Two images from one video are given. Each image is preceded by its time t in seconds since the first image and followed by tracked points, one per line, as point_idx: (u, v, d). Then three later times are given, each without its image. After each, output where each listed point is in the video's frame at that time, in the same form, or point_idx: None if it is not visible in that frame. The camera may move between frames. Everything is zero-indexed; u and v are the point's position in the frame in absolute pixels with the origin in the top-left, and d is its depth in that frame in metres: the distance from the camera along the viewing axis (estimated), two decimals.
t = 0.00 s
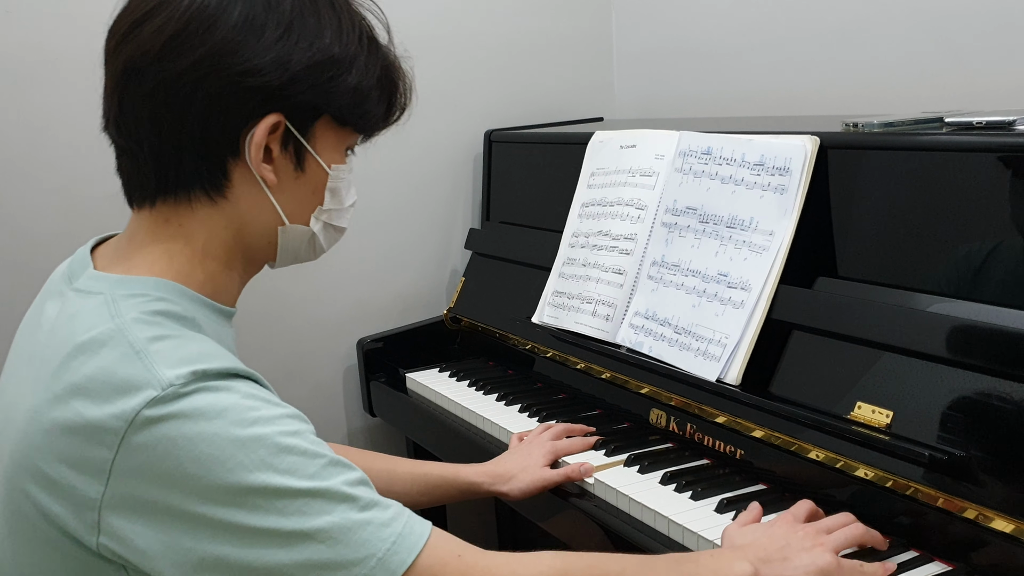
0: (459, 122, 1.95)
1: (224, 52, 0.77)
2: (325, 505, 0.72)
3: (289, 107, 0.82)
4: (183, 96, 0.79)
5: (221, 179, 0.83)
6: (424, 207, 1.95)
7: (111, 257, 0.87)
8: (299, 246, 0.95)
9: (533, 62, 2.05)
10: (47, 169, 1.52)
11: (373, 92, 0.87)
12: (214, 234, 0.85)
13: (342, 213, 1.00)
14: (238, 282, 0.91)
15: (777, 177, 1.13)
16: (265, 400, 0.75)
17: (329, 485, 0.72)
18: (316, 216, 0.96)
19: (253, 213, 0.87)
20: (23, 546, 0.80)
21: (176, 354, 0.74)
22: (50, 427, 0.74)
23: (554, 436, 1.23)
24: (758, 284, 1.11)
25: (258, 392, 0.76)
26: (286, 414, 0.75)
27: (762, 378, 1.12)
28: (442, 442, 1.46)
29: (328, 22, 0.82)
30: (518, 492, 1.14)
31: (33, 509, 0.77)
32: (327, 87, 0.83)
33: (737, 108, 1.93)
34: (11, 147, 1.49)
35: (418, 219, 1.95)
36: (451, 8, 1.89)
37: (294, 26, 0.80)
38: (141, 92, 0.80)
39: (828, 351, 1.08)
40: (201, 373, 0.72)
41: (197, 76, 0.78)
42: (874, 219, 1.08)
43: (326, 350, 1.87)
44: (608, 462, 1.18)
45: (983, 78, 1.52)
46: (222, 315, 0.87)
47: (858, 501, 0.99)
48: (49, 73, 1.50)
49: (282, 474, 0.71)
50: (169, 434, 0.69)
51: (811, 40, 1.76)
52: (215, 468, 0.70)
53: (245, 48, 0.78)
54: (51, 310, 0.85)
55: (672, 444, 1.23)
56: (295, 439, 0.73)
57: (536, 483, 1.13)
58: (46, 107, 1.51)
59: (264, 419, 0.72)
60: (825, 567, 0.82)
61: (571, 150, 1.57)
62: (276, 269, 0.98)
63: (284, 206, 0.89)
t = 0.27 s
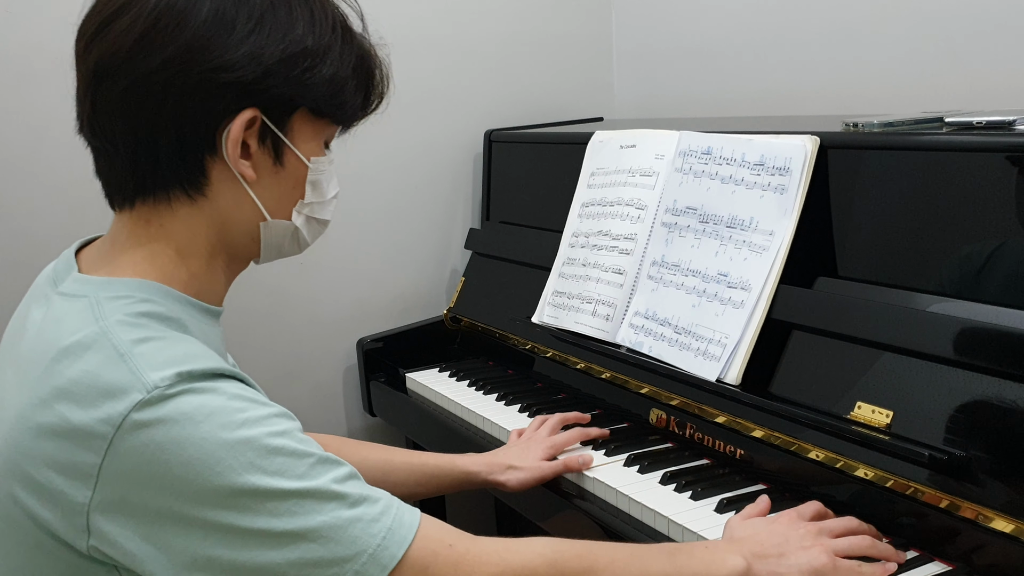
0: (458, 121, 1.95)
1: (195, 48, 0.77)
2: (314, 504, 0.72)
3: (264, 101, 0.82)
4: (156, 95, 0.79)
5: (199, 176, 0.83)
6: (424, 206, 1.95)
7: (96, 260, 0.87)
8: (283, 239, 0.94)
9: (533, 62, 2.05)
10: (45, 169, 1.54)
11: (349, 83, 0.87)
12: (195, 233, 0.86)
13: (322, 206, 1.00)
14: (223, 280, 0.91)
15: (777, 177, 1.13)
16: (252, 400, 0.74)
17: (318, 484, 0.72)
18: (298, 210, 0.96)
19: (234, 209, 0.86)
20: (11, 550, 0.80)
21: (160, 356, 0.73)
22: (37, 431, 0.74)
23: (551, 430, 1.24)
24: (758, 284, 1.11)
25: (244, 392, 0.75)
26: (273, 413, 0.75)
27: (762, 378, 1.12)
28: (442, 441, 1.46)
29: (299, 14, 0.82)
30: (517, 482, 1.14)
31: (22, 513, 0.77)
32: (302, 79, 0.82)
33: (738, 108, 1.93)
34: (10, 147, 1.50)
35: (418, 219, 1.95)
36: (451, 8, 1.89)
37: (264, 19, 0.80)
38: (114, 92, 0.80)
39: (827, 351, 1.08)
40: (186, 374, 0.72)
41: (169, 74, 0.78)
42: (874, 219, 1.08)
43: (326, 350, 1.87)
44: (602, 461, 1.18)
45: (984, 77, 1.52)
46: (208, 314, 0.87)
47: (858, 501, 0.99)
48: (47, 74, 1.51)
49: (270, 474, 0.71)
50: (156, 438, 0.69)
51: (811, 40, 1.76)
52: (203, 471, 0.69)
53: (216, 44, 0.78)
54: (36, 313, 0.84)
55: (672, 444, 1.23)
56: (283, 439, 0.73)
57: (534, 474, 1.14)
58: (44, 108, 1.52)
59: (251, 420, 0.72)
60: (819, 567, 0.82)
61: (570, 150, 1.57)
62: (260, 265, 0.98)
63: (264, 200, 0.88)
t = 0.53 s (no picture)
0: (457, 121, 1.95)
1: (183, 46, 0.77)
2: (309, 499, 0.72)
3: (253, 99, 0.82)
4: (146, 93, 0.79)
5: (190, 175, 0.83)
6: (423, 205, 1.95)
7: (89, 260, 0.87)
8: (275, 236, 0.95)
9: (534, 62, 2.05)
10: (44, 169, 1.55)
11: (337, 78, 0.87)
12: (186, 232, 0.85)
13: (314, 202, 1.00)
14: (216, 278, 0.91)
15: (777, 177, 1.12)
16: (245, 397, 0.74)
17: (313, 479, 0.72)
18: (289, 208, 0.96)
19: (226, 207, 0.87)
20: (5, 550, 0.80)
21: (153, 354, 0.73)
22: (31, 431, 0.74)
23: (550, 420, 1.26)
24: (758, 284, 1.11)
25: (237, 388, 0.75)
26: (267, 409, 0.75)
27: (762, 378, 1.12)
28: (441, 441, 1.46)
29: (286, 10, 0.82)
30: (519, 471, 1.16)
31: (16, 514, 0.77)
32: (290, 75, 0.82)
33: (739, 107, 1.92)
34: (10, 147, 1.51)
35: (417, 218, 1.94)
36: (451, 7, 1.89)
37: (252, 15, 0.80)
38: (103, 91, 0.80)
39: (827, 350, 1.08)
40: (179, 372, 0.72)
41: (158, 72, 0.78)
42: (874, 219, 1.08)
43: (326, 350, 1.87)
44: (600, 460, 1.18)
45: (986, 77, 1.52)
46: (201, 312, 0.87)
47: (858, 501, 0.98)
48: (46, 75, 1.53)
49: (265, 470, 0.71)
50: (150, 436, 0.69)
51: (811, 39, 1.75)
52: (197, 468, 0.69)
53: (204, 41, 0.78)
54: (29, 313, 0.84)
55: (672, 444, 1.23)
56: (276, 435, 0.73)
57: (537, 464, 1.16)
58: (43, 109, 1.53)
59: (244, 417, 0.72)
60: (816, 564, 0.82)
61: (570, 150, 1.57)
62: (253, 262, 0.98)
63: (255, 197, 0.89)
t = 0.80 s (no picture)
0: (457, 121, 1.94)
1: (189, 49, 0.77)
2: (307, 497, 0.72)
3: (258, 104, 0.82)
4: (150, 94, 0.79)
5: (193, 176, 0.83)
6: (423, 206, 1.94)
7: (90, 260, 0.87)
8: (277, 241, 0.95)
9: (533, 62, 2.04)
10: (44, 167, 1.53)
11: (344, 85, 0.87)
12: (188, 235, 0.85)
13: (317, 208, 1.00)
14: (218, 280, 0.91)
15: (776, 177, 1.12)
16: (244, 396, 0.74)
17: (311, 478, 0.72)
18: (292, 211, 0.96)
19: (227, 210, 0.86)
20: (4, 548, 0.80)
21: (153, 353, 0.73)
22: (30, 429, 0.73)
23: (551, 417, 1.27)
24: (758, 285, 1.11)
25: (236, 387, 0.75)
26: (265, 408, 0.75)
27: (761, 378, 1.12)
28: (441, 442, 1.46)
29: (294, 15, 0.82)
30: (515, 461, 1.18)
31: (17, 512, 0.77)
32: (295, 81, 0.82)
33: (738, 107, 1.92)
34: (10, 145, 1.50)
35: (417, 219, 1.94)
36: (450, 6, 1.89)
37: (259, 20, 0.80)
38: (109, 92, 0.80)
39: (827, 350, 1.08)
40: (178, 371, 0.72)
41: (163, 74, 0.78)
42: (873, 220, 1.08)
43: (325, 350, 1.87)
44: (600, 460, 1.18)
45: (984, 77, 1.52)
46: (201, 313, 0.87)
47: (858, 502, 0.98)
48: (46, 72, 1.51)
49: (263, 469, 0.71)
50: (148, 434, 0.69)
51: (811, 39, 1.75)
52: (195, 466, 0.69)
53: (210, 45, 0.77)
54: (30, 312, 0.84)
55: (671, 444, 1.23)
56: (275, 433, 0.72)
57: (534, 457, 1.17)
58: (43, 106, 1.52)
59: (243, 415, 0.72)
60: (819, 566, 0.82)
61: (570, 150, 1.56)
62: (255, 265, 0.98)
63: (258, 201, 0.88)
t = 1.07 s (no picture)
0: (457, 121, 1.95)
1: (204, 51, 0.77)
2: (308, 490, 0.72)
3: (271, 107, 0.82)
4: (166, 93, 0.79)
5: (204, 176, 0.83)
6: (424, 205, 1.95)
7: (97, 256, 0.87)
8: (283, 247, 0.94)
9: (533, 61, 2.05)
10: (46, 166, 1.53)
11: (357, 93, 0.87)
12: (199, 233, 0.86)
13: (325, 214, 1.00)
14: (224, 280, 0.91)
15: (777, 176, 1.12)
16: (247, 389, 0.74)
17: (312, 470, 0.72)
18: (299, 216, 0.97)
19: (236, 211, 0.86)
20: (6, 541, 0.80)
21: (157, 346, 0.74)
22: (34, 421, 0.74)
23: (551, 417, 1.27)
24: (758, 284, 1.11)
25: (240, 381, 0.75)
26: (268, 401, 0.75)
27: (761, 377, 1.12)
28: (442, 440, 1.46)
29: (311, 22, 0.82)
30: (515, 459, 1.19)
31: (20, 504, 0.77)
32: (308, 87, 0.82)
33: (738, 106, 1.93)
34: (12, 143, 1.50)
35: (418, 218, 1.94)
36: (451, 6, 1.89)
37: (276, 25, 0.80)
38: (125, 90, 0.80)
39: (827, 349, 1.08)
40: (182, 364, 0.72)
41: (178, 74, 0.78)
42: (873, 219, 1.08)
43: (325, 349, 1.87)
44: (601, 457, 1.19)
45: (984, 77, 1.52)
46: (207, 312, 0.87)
47: (858, 501, 0.98)
48: (49, 71, 1.51)
49: (265, 461, 0.71)
50: (152, 425, 0.69)
51: (811, 39, 1.75)
52: (198, 457, 0.69)
53: (225, 47, 0.78)
54: (37, 307, 0.85)
55: (672, 443, 1.23)
56: (277, 426, 0.73)
57: (534, 456, 1.17)
58: (46, 105, 1.52)
59: (246, 408, 0.72)
60: (821, 565, 0.82)
61: (571, 149, 1.57)
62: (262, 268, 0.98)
63: (267, 205, 0.88)
